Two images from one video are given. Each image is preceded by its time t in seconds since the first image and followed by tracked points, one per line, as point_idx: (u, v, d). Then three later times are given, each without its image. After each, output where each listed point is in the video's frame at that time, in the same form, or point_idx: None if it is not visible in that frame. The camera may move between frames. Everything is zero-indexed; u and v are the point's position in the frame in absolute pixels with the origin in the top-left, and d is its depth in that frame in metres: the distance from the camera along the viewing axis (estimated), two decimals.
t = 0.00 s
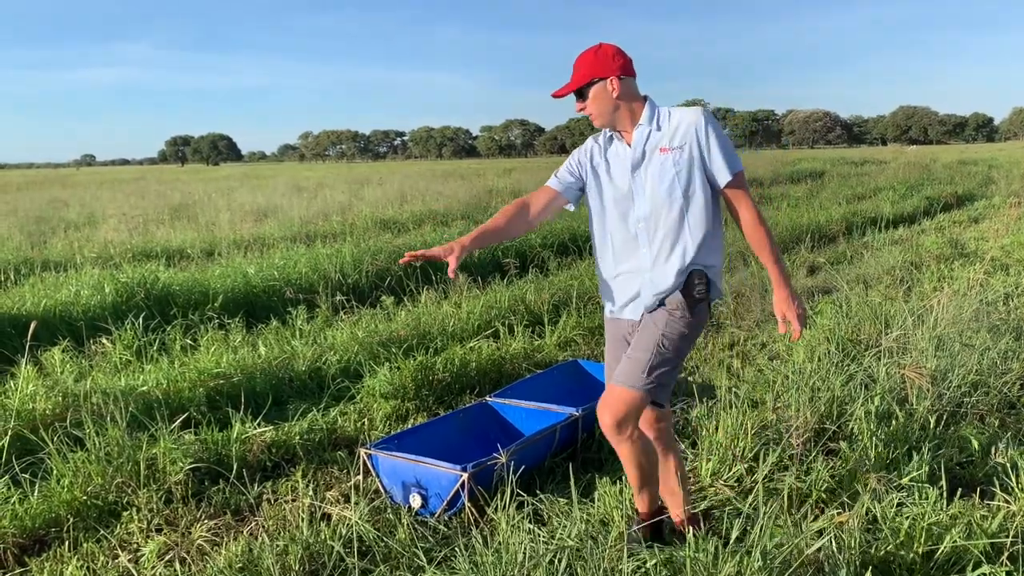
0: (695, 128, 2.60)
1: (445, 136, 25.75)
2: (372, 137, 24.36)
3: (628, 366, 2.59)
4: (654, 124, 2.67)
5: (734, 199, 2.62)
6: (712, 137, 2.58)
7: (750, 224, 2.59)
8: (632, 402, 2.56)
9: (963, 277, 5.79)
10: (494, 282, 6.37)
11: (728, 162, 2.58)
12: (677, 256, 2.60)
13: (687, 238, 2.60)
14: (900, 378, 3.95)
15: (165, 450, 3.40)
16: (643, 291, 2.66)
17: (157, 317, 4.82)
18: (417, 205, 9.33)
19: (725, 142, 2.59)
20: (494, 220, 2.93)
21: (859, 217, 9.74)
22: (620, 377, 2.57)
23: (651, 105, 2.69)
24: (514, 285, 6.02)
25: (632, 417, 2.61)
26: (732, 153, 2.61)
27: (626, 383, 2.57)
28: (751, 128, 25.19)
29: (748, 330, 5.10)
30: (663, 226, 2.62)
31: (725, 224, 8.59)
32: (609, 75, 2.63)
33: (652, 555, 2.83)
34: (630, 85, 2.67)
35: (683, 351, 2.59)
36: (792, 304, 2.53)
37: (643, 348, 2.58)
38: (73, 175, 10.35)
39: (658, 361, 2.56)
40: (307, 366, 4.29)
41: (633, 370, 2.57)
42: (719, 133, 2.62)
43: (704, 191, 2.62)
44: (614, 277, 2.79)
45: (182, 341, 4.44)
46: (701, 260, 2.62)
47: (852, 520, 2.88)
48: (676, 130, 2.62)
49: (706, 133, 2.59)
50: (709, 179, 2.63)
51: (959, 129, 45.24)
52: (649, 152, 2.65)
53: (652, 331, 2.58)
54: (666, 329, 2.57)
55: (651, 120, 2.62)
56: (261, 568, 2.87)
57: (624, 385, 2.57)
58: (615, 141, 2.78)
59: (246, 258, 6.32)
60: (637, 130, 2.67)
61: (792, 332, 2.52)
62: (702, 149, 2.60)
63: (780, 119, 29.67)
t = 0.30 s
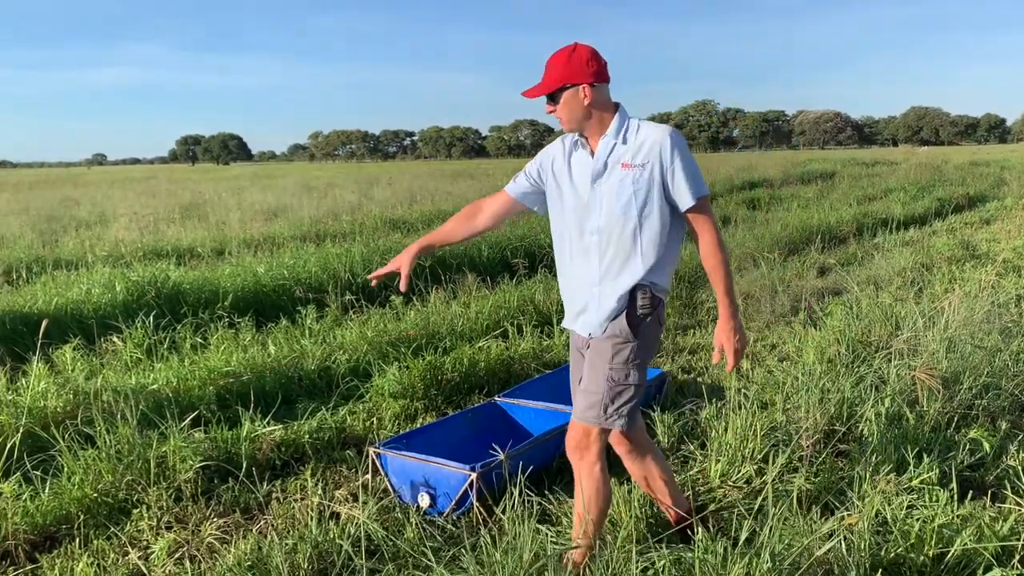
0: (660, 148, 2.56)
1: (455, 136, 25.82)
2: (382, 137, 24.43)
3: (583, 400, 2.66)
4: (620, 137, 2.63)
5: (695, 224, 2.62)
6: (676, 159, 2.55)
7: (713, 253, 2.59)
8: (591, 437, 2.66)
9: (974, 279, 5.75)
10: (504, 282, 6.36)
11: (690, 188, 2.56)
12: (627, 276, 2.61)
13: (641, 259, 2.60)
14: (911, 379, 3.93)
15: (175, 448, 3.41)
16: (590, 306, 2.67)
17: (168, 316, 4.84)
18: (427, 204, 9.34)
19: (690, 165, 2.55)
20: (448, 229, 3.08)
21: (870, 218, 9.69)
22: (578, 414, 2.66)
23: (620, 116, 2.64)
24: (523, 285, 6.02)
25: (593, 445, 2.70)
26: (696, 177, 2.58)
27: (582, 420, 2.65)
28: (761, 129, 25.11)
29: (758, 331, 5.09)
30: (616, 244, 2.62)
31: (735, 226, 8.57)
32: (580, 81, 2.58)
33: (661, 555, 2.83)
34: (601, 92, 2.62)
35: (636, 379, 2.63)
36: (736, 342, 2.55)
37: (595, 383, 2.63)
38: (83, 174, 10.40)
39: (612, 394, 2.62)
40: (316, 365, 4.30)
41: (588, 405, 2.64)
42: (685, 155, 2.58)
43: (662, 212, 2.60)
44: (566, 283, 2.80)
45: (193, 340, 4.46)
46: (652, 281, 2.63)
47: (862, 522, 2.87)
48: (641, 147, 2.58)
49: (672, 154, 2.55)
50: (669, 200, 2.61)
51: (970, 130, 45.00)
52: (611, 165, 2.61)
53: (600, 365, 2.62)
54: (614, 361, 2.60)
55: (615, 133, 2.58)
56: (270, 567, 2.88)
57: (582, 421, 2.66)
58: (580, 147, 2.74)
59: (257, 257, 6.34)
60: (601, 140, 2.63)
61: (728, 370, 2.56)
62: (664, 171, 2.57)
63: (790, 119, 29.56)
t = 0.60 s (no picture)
0: (624, 151, 2.61)
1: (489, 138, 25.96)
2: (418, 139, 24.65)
3: (572, 410, 2.79)
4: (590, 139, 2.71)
5: (652, 230, 2.62)
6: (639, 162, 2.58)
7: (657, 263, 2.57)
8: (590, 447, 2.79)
9: None
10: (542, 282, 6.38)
11: (651, 191, 2.58)
12: (593, 275, 2.71)
13: (604, 260, 2.69)
14: (959, 383, 3.84)
15: (219, 443, 3.46)
16: (560, 303, 2.79)
17: (212, 312, 4.93)
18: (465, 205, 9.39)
19: (651, 168, 2.58)
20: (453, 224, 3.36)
21: (915, 220, 9.50)
22: (571, 427, 2.78)
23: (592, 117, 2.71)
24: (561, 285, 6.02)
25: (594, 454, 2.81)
26: (660, 180, 2.60)
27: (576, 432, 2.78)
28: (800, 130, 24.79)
29: (799, 334, 5.03)
30: (583, 244, 2.71)
31: (776, 228, 8.48)
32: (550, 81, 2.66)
33: (699, 557, 2.81)
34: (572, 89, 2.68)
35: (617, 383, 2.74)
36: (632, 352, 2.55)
37: (580, 394, 2.75)
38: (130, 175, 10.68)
39: (597, 400, 2.74)
40: (357, 362, 4.35)
41: (576, 414, 2.78)
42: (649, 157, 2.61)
43: (626, 213, 2.67)
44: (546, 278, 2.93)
45: (236, 336, 4.54)
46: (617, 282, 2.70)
47: (907, 528, 2.82)
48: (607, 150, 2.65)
49: (635, 157, 2.59)
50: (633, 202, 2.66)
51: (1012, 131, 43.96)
52: (580, 167, 2.71)
53: (582, 374, 2.73)
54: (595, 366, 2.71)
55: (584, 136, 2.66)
56: (311, 562, 2.91)
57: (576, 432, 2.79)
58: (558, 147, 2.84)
59: (298, 255, 6.43)
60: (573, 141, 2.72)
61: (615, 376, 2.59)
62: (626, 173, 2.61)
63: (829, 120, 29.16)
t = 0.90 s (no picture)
0: (626, 160, 2.59)
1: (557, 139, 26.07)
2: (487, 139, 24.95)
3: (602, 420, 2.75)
4: (595, 153, 2.71)
5: (663, 230, 2.54)
6: (639, 168, 2.55)
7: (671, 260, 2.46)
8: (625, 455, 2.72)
9: None
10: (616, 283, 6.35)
11: (655, 195, 2.52)
12: (608, 286, 2.72)
13: (618, 271, 2.68)
14: None
15: (301, 435, 3.54)
16: (582, 316, 2.82)
17: (295, 308, 5.07)
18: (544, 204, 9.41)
19: (654, 173, 2.53)
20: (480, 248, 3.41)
21: (1011, 223, 9.08)
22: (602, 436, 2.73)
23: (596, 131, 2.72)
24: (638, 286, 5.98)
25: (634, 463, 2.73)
26: (665, 183, 2.53)
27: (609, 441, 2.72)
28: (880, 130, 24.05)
29: (885, 340, 4.87)
30: (597, 255, 2.72)
31: (861, 232, 8.23)
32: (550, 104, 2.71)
33: (781, 566, 2.75)
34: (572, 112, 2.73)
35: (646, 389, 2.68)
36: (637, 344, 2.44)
37: (608, 402, 2.71)
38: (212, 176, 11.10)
39: (625, 408, 2.69)
40: (433, 360, 4.40)
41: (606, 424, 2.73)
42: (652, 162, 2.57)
43: (635, 222, 2.64)
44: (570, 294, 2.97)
45: (318, 332, 4.64)
46: (635, 289, 2.69)
47: (1005, 544, 2.69)
48: (609, 162, 2.64)
49: (633, 163, 2.56)
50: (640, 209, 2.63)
51: None
52: (587, 182, 2.72)
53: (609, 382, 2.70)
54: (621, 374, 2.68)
55: (586, 150, 2.68)
56: (390, 556, 2.95)
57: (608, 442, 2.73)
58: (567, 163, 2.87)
59: (376, 254, 6.55)
60: (579, 157, 2.74)
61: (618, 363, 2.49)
62: (627, 180, 2.59)
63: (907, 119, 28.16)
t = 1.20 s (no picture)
0: (624, 158, 2.71)
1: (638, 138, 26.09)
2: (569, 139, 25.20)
3: (643, 405, 2.72)
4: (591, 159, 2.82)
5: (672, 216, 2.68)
6: (642, 162, 2.68)
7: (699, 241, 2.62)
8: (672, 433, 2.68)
9: None
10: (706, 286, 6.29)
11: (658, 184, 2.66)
12: (624, 279, 2.75)
13: (632, 262, 2.73)
14: None
15: (392, 429, 3.63)
16: (600, 315, 2.83)
17: (387, 304, 5.25)
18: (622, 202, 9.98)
19: (653, 166, 2.68)
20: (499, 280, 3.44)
21: None
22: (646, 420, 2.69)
23: (589, 142, 2.84)
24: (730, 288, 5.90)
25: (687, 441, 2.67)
26: (663, 174, 2.69)
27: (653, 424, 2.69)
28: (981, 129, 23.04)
29: (995, 349, 4.65)
30: (609, 252, 2.77)
31: (968, 236, 7.89)
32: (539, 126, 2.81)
33: None
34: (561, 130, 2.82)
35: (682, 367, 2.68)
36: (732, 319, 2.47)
37: (646, 385, 2.70)
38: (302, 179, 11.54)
39: (664, 388, 2.68)
40: (521, 358, 4.46)
41: (648, 408, 2.71)
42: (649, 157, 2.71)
43: (643, 213, 2.72)
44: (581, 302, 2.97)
45: (408, 327, 4.75)
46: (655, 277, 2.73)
47: None
48: (606, 163, 2.74)
49: (633, 158, 2.68)
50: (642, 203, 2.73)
51: None
52: (588, 185, 2.80)
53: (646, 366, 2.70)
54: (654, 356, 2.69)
55: (583, 156, 2.79)
56: (479, 550, 2.96)
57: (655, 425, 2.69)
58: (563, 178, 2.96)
59: (465, 253, 6.67)
60: (575, 166, 2.84)
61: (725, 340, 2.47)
62: (630, 176, 2.70)
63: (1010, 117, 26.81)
